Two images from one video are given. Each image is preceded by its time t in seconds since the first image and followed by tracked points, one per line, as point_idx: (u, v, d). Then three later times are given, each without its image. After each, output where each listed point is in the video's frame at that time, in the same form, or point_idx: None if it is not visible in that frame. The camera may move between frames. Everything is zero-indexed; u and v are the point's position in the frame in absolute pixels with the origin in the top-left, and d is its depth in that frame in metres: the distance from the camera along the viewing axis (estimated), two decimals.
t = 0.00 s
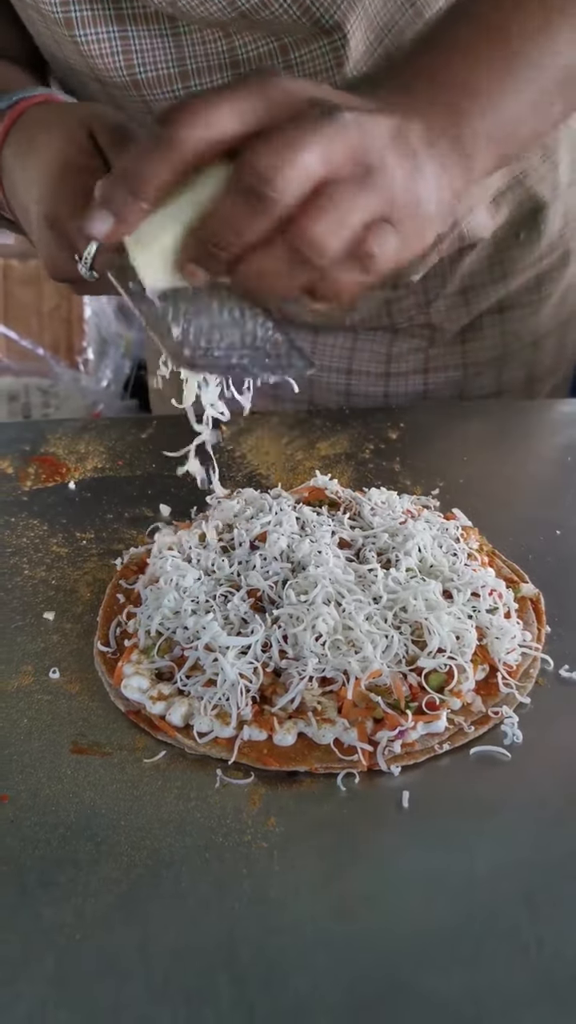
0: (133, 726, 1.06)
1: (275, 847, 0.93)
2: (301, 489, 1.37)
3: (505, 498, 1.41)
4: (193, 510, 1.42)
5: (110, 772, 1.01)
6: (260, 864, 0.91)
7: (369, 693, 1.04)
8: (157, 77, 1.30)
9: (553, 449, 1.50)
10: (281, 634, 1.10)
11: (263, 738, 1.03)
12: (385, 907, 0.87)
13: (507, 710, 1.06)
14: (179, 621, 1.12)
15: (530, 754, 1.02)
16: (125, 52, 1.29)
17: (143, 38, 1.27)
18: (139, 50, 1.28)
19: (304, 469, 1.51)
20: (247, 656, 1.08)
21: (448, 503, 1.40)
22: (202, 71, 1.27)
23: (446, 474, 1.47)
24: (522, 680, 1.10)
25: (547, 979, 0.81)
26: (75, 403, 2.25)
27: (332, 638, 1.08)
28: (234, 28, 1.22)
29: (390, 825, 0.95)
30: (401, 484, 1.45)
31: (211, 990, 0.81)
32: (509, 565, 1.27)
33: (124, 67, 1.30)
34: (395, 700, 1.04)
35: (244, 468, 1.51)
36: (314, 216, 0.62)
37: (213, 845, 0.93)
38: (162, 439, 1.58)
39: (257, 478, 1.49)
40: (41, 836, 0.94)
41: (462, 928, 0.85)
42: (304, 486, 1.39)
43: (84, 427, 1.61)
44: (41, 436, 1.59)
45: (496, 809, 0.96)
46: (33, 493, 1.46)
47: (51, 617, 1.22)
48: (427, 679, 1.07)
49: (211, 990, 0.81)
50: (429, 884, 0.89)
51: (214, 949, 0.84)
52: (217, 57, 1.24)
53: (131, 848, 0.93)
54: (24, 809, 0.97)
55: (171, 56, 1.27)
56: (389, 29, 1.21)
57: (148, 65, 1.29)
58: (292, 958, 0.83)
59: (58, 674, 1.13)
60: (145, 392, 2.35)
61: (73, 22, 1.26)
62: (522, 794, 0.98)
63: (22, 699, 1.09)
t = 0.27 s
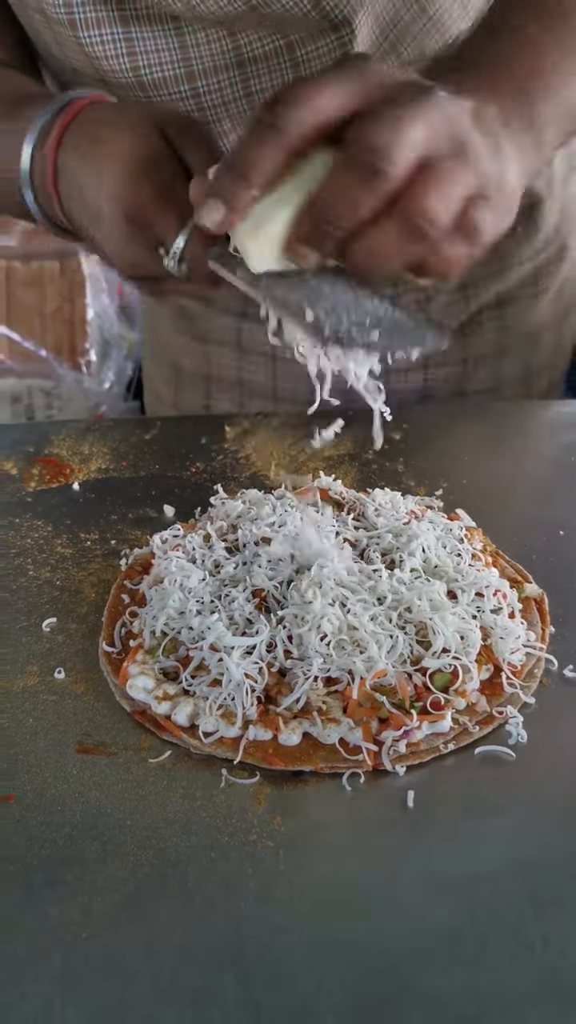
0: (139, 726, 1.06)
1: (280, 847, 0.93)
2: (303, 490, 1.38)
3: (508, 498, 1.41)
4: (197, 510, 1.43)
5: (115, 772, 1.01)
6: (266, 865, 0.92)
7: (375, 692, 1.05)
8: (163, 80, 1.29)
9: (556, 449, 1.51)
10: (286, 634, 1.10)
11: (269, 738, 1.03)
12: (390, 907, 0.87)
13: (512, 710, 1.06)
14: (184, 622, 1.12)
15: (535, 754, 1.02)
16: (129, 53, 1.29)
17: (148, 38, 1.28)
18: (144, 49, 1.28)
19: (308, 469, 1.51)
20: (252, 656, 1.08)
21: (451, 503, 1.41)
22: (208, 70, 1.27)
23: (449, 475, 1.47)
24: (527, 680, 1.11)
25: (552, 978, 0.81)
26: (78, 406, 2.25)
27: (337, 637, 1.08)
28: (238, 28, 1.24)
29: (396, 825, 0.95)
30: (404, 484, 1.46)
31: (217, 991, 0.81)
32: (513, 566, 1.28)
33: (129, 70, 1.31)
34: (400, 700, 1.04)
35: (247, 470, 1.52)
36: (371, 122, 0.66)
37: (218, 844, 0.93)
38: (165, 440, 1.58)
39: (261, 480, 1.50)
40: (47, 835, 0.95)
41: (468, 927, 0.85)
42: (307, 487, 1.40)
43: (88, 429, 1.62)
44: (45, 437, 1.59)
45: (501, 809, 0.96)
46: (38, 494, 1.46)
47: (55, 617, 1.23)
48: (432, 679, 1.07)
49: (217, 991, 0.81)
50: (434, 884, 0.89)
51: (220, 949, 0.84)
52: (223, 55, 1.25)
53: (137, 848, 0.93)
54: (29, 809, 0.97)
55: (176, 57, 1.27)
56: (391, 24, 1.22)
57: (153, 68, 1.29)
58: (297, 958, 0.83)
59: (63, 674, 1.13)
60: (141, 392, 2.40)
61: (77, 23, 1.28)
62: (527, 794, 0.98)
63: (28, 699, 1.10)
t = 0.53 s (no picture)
0: (116, 726, 1.05)
1: (247, 856, 0.91)
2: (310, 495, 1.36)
3: (519, 508, 1.38)
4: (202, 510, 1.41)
5: (88, 771, 0.99)
6: (230, 873, 0.89)
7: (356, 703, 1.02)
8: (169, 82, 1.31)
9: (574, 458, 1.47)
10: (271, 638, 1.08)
11: (245, 744, 1.01)
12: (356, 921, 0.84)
13: (499, 726, 1.03)
14: (170, 623, 1.11)
15: (520, 771, 0.98)
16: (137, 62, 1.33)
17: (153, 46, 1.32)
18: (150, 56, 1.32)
19: (318, 473, 1.49)
20: (234, 660, 1.06)
21: (460, 511, 1.37)
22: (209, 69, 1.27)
23: (462, 482, 1.44)
24: (519, 696, 1.07)
25: (516, 1000, 0.78)
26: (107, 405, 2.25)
27: (323, 645, 1.06)
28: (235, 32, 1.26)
29: (368, 839, 0.92)
30: (415, 490, 1.43)
31: (167, 1001, 0.78)
32: (518, 578, 1.24)
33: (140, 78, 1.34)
34: (382, 711, 1.02)
35: (257, 471, 1.49)
36: (297, 172, 0.69)
37: (184, 850, 0.91)
38: (178, 439, 1.57)
39: (270, 482, 1.47)
40: (13, 832, 0.93)
41: (434, 947, 0.82)
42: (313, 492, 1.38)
43: (102, 426, 1.61)
44: (59, 433, 1.58)
45: (480, 826, 0.93)
46: (45, 489, 1.46)
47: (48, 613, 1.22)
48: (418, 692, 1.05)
49: (167, 1001, 0.78)
50: (403, 900, 0.86)
51: (174, 957, 0.82)
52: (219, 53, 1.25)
53: (101, 849, 0.91)
54: None
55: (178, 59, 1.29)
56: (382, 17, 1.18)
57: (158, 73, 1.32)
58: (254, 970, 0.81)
59: (47, 671, 1.12)
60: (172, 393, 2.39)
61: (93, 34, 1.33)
62: (509, 812, 0.94)
63: (10, 694, 1.09)
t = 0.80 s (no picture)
0: (117, 723, 1.06)
1: (246, 852, 0.91)
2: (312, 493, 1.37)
3: (518, 509, 1.38)
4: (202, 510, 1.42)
5: (90, 768, 1.00)
6: (231, 869, 0.90)
7: (356, 700, 1.03)
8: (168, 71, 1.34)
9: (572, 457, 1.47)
10: (271, 636, 1.09)
11: (245, 741, 1.02)
12: (355, 918, 0.85)
13: (498, 723, 1.03)
14: (171, 621, 1.11)
15: (519, 768, 0.99)
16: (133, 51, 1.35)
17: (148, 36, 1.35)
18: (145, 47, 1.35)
19: (318, 473, 1.50)
20: (233, 657, 1.07)
21: (460, 510, 1.38)
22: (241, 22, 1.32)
23: (461, 482, 1.44)
24: (518, 695, 1.08)
25: (513, 993, 0.78)
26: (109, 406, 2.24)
27: (322, 642, 1.06)
28: None
29: (368, 835, 0.93)
30: (414, 489, 1.44)
31: (168, 997, 0.79)
32: (517, 576, 1.25)
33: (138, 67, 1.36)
34: (381, 708, 1.02)
35: (257, 470, 1.50)
36: (381, 150, 0.58)
37: (185, 846, 0.92)
38: (178, 438, 1.57)
39: (271, 481, 1.48)
40: (14, 829, 0.94)
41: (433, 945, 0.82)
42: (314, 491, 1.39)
43: (103, 425, 1.61)
44: (60, 432, 1.59)
45: (478, 824, 0.93)
46: (46, 488, 1.46)
47: (49, 612, 1.23)
48: (416, 688, 1.06)
49: (168, 997, 0.79)
50: (401, 896, 0.87)
51: (175, 954, 0.82)
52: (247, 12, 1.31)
53: (102, 845, 0.92)
54: None
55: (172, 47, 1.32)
56: None
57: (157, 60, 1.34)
58: (255, 967, 0.81)
59: (48, 669, 1.13)
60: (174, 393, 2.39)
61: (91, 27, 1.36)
62: (507, 811, 0.95)
63: (12, 691, 1.10)
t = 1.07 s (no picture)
0: (118, 720, 1.06)
1: (247, 848, 0.91)
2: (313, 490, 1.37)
3: (518, 506, 1.38)
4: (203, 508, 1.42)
5: (91, 765, 1.00)
6: (231, 865, 0.90)
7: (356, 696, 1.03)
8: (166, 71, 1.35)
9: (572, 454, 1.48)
10: (272, 633, 1.09)
11: (246, 738, 1.02)
12: (355, 914, 0.85)
13: (498, 720, 1.04)
14: (171, 618, 1.12)
15: (518, 764, 0.99)
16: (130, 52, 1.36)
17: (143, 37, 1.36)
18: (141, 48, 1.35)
19: (318, 471, 1.50)
20: (234, 654, 1.07)
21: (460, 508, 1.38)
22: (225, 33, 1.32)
23: (462, 480, 1.44)
24: (518, 691, 1.08)
25: (514, 992, 0.78)
26: (110, 403, 2.21)
27: (322, 639, 1.07)
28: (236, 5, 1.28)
29: (369, 832, 0.93)
30: (414, 487, 1.44)
31: (168, 993, 0.79)
32: (517, 574, 1.25)
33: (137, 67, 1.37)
34: (381, 704, 1.03)
35: (258, 469, 1.50)
36: (360, 139, 0.49)
37: (186, 842, 0.92)
38: (179, 437, 1.57)
39: (271, 480, 1.48)
40: (16, 825, 0.94)
41: (432, 942, 0.82)
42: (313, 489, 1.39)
43: (104, 424, 1.61)
44: (61, 431, 1.59)
45: (478, 821, 0.93)
46: (47, 487, 1.47)
47: (49, 609, 1.23)
48: (416, 685, 1.06)
49: (168, 993, 0.79)
50: (400, 892, 0.87)
51: (176, 950, 0.83)
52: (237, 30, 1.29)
53: (103, 840, 0.92)
54: None
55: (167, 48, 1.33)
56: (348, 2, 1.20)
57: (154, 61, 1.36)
58: (255, 962, 0.81)
59: (50, 665, 1.13)
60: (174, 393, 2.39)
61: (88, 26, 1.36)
62: (507, 808, 0.95)
63: (13, 688, 1.10)
